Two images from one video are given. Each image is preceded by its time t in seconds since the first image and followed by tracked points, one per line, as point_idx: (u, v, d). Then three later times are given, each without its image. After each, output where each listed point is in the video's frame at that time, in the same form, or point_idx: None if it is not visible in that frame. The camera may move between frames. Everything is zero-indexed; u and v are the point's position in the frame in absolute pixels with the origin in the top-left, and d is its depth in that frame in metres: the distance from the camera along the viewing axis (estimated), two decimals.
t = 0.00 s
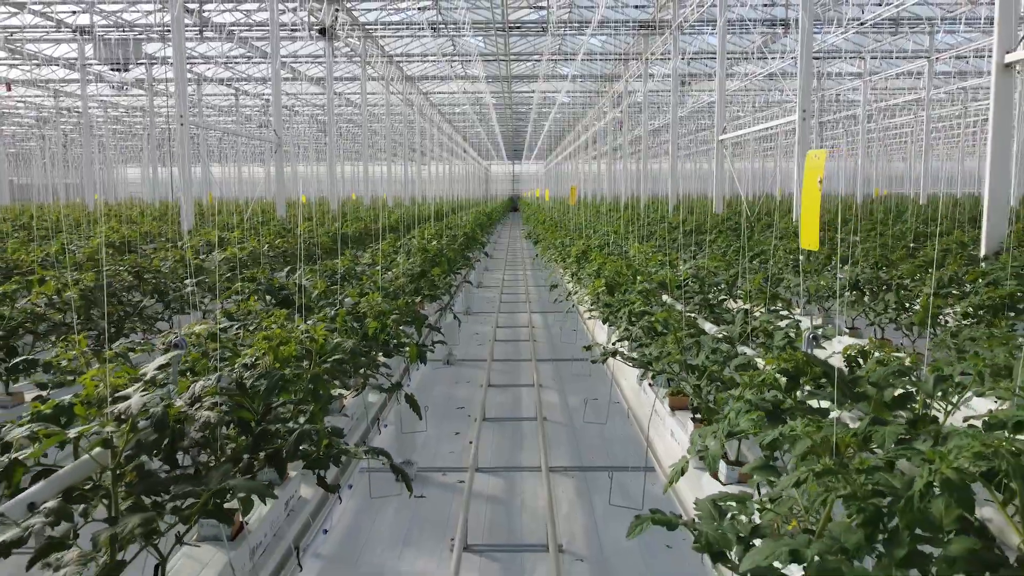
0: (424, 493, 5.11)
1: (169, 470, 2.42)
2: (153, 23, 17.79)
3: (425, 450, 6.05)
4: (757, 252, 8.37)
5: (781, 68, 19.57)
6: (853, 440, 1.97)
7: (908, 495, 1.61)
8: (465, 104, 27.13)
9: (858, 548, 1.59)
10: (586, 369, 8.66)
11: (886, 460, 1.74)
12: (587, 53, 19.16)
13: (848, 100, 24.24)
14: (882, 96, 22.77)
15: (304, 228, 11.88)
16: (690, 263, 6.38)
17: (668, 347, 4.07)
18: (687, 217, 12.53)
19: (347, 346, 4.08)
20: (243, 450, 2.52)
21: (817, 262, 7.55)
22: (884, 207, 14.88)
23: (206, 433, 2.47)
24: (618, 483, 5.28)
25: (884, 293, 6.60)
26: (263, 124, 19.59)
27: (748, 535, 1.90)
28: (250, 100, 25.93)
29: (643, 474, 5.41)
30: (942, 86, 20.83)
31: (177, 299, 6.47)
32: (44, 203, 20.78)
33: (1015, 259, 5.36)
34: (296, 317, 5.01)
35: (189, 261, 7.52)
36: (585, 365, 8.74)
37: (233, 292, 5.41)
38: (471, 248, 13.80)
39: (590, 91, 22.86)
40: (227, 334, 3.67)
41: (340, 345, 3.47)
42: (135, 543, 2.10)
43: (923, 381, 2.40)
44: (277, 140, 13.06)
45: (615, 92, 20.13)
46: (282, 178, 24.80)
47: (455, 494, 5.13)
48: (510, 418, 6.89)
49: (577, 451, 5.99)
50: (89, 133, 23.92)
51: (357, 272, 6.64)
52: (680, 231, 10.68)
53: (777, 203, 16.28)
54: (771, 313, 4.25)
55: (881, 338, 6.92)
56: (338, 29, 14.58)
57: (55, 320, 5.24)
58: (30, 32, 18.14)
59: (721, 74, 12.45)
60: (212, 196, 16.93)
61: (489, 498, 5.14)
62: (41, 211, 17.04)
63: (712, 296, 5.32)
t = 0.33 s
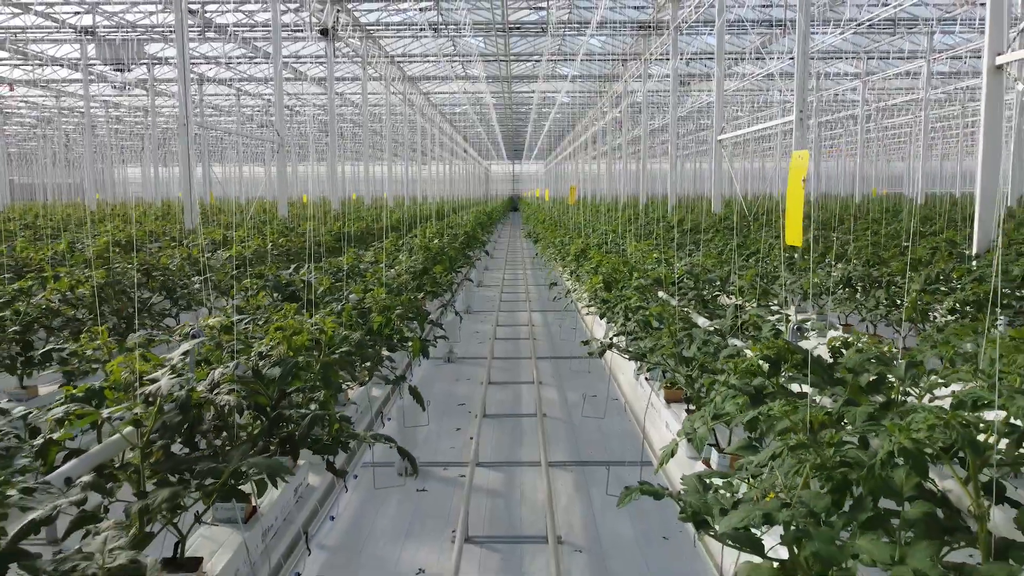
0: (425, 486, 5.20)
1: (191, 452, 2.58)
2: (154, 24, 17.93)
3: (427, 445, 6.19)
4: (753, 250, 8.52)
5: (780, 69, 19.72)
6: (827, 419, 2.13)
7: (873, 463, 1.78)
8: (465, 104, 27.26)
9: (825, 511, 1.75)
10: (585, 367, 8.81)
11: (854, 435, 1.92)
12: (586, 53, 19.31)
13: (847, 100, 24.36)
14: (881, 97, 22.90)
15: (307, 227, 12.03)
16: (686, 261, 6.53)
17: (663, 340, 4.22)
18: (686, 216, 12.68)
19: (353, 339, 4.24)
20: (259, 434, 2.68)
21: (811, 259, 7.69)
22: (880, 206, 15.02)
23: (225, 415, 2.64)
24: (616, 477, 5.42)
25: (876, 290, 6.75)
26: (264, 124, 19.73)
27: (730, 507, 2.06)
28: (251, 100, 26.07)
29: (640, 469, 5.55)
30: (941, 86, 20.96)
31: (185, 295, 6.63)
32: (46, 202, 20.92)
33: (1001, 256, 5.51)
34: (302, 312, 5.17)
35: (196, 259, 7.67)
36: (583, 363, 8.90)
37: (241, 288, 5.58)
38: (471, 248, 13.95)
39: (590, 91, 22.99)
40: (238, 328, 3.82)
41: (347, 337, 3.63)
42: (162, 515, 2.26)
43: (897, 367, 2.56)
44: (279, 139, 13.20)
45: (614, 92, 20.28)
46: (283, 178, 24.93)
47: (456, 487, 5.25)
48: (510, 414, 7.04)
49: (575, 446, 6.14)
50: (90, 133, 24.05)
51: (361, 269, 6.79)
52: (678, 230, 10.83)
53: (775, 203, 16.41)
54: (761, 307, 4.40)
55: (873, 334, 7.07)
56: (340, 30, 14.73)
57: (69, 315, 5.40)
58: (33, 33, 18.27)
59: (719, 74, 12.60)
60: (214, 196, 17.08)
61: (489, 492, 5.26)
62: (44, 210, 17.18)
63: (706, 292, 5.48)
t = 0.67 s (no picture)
0: (426, 481, 5.31)
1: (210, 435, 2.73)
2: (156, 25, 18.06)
3: (429, 441, 6.32)
4: (749, 248, 8.68)
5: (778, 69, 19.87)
6: (805, 402, 2.30)
7: (842, 440, 1.94)
8: (465, 104, 27.40)
9: (801, 482, 1.93)
10: (584, 364, 8.97)
11: (827, 415, 2.08)
12: (586, 53, 19.46)
13: (846, 101, 24.50)
14: (879, 97, 23.03)
15: (309, 227, 12.16)
16: (682, 259, 6.68)
17: (657, 333, 4.39)
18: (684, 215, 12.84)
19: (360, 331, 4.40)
20: (273, 419, 2.84)
21: (805, 258, 7.86)
22: (877, 207, 15.15)
23: (243, 400, 2.81)
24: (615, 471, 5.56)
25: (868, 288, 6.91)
26: (266, 124, 19.88)
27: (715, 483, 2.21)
28: (252, 100, 26.22)
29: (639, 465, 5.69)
30: (939, 86, 21.10)
31: (194, 292, 6.78)
32: (47, 201, 21.06)
33: (987, 253, 5.66)
34: (309, 307, 5.33)
35: (202, 256, 7.83)
36: (583, 361, 9.05)
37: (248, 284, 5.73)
38: (472, 247, 14.09)
39: (589, 91, 23.13)
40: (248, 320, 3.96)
41: (355, 330, 3.79)
42: (186, 492, 2.41)
43: (874, 356, 2.72)
44: (282, 139, 13.34)
45: (614, 91, 20.43)
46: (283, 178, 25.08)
47: (456, 481, 5.36)
48: (510, 410, 7.19)
49: (574, 442, 6.28)
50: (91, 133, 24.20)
51: (365, 266, 6.95)
52: (676, 230, 11.00)
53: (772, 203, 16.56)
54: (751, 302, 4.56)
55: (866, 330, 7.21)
56: (342, 31, 14.89)
57: (81, 311, 5.54)
58: (36, 34, 18.42)
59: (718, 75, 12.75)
60: (216, 196, 17.23)
61: (490, 486, 5.39)
62: (48, 209, 17.34)
63: (701, 288, 5.64)
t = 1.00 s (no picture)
0: (428, 475, 5.46)
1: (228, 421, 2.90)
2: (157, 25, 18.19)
3: (430, 436, 6.48)
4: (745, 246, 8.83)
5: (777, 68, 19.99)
6: (786, 385, 2.47)
7: (818, 418, 2.11)
8: (465, 104, 27.52)
9: (779, 457, 2.13)
10: (583, 362, 9.13)
11: (806, 397, 2.25)
12: (585, 53, 19.61)
13: (844, 101, 24.64)
14: (877, 97, 23.15)
15: (311, 226, 12.30)
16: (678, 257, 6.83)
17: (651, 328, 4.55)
18: (683, 215, 12.97)
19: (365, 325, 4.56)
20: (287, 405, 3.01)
21: (800, 256, 8.00)
22: (874, 206, 15.29)
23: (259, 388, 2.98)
24: (613, 466, 5.70)
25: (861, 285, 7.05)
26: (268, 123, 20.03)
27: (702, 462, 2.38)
28: (253, 100, 26.37)
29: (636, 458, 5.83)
30: (937, 86, 21.23)
31: (201, 289, 6.93)
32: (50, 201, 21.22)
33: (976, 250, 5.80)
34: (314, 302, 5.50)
35: (208, 254, 7.98)
36: (582, 358, 9.21)
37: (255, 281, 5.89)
38: (473, 246, 14.22)
39: (589, 91, 23.27)
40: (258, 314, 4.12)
41: (362, 324, 3.96)
42: (207, 470, 2.58)
43: (854, 345, 2.89)
44: (282, 138, 13.46)
45: (614, 91, 20.58)
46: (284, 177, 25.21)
47: (457, 475, 5.49)
48: (510, 406, 7.35)
49: (574, 437, 6.43)
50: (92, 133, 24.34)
51: (368, 264, 7.11)
52: (674, 228, 11.15)
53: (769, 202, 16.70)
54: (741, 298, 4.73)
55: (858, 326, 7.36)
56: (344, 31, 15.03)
57: (94, 306, 5.70)
58: (38, 34, 18.57)
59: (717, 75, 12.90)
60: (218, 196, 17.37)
61: (490, 481, 5.53)
62: (50, 208, 17.51)
63: (696, 284, 5.81)
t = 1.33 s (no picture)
0: (430, 470, 5.60)
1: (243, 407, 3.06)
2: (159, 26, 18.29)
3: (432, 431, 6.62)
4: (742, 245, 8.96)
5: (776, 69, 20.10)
6: (772, 373, 2.62)
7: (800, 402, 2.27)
8: (465, 104, 27.61)
9: (762, 438, 2.29)
10: (582, 360, 9.26)
11: (790, 382, 2.40)
12: (585, 54, 19.73)
13: (843, 101, 24.73)
14: (875, 98, 23.25)
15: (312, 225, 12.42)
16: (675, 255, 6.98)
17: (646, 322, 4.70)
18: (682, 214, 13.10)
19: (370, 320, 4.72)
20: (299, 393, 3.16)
21: (796, 253, 8.13)
22: (871, 205, 15.42)
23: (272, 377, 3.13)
24: (611, 461, 5.83)
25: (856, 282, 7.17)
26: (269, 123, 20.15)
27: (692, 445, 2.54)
28: (254, 100, 26.48)
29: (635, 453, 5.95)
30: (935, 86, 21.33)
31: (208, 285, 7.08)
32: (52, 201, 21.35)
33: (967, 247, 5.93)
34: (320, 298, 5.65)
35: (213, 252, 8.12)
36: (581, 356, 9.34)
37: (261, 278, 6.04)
38: (473, 245, 14.35)
39: (588, 91, 23.37)
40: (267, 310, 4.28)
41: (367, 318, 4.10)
42: (225, 454, 2.75)
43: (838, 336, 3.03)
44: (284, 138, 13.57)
45: (613, 91, 20.70)
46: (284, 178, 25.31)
47: (458, 469, 5.63)
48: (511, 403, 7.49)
49: (573, 433, 6.56)
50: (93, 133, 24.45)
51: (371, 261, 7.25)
52: (673, 227, 11.27)
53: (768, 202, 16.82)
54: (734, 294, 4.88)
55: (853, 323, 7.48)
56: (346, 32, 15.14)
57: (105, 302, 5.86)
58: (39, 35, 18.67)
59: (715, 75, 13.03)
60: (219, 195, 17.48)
61: (491, 475, 5.67)
62: (54, 208, 17.64)
63: (692, 282, 5.95)
